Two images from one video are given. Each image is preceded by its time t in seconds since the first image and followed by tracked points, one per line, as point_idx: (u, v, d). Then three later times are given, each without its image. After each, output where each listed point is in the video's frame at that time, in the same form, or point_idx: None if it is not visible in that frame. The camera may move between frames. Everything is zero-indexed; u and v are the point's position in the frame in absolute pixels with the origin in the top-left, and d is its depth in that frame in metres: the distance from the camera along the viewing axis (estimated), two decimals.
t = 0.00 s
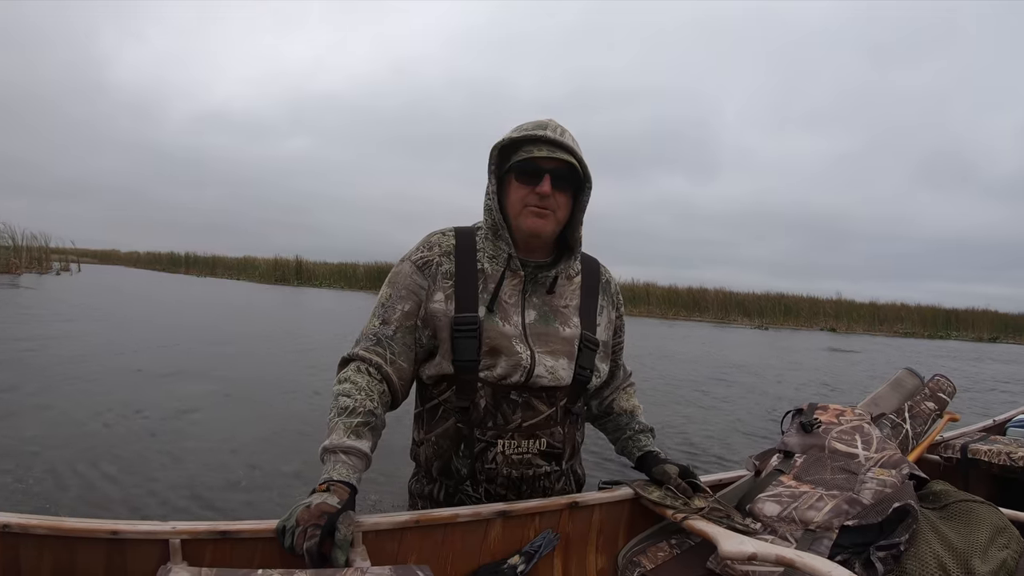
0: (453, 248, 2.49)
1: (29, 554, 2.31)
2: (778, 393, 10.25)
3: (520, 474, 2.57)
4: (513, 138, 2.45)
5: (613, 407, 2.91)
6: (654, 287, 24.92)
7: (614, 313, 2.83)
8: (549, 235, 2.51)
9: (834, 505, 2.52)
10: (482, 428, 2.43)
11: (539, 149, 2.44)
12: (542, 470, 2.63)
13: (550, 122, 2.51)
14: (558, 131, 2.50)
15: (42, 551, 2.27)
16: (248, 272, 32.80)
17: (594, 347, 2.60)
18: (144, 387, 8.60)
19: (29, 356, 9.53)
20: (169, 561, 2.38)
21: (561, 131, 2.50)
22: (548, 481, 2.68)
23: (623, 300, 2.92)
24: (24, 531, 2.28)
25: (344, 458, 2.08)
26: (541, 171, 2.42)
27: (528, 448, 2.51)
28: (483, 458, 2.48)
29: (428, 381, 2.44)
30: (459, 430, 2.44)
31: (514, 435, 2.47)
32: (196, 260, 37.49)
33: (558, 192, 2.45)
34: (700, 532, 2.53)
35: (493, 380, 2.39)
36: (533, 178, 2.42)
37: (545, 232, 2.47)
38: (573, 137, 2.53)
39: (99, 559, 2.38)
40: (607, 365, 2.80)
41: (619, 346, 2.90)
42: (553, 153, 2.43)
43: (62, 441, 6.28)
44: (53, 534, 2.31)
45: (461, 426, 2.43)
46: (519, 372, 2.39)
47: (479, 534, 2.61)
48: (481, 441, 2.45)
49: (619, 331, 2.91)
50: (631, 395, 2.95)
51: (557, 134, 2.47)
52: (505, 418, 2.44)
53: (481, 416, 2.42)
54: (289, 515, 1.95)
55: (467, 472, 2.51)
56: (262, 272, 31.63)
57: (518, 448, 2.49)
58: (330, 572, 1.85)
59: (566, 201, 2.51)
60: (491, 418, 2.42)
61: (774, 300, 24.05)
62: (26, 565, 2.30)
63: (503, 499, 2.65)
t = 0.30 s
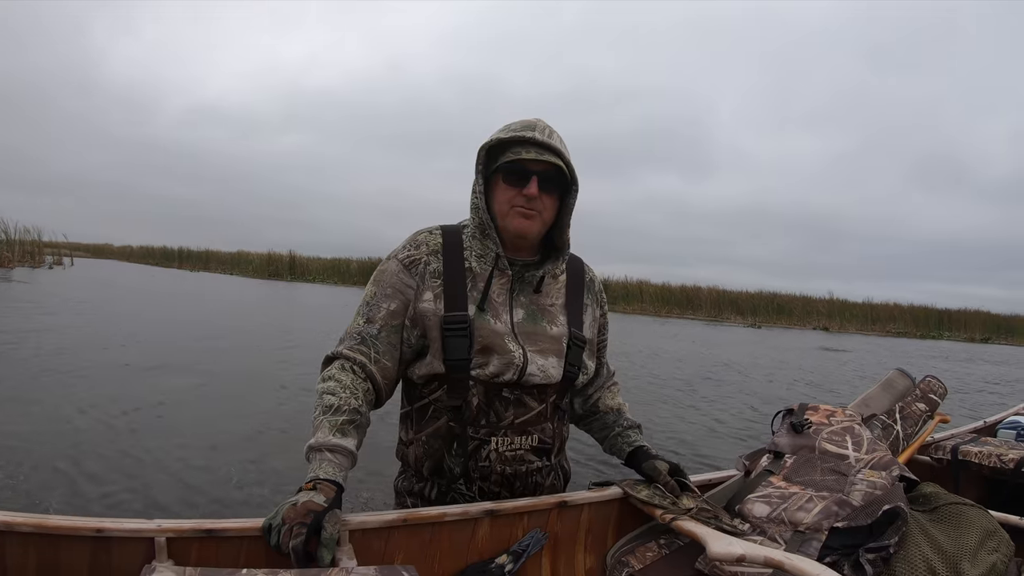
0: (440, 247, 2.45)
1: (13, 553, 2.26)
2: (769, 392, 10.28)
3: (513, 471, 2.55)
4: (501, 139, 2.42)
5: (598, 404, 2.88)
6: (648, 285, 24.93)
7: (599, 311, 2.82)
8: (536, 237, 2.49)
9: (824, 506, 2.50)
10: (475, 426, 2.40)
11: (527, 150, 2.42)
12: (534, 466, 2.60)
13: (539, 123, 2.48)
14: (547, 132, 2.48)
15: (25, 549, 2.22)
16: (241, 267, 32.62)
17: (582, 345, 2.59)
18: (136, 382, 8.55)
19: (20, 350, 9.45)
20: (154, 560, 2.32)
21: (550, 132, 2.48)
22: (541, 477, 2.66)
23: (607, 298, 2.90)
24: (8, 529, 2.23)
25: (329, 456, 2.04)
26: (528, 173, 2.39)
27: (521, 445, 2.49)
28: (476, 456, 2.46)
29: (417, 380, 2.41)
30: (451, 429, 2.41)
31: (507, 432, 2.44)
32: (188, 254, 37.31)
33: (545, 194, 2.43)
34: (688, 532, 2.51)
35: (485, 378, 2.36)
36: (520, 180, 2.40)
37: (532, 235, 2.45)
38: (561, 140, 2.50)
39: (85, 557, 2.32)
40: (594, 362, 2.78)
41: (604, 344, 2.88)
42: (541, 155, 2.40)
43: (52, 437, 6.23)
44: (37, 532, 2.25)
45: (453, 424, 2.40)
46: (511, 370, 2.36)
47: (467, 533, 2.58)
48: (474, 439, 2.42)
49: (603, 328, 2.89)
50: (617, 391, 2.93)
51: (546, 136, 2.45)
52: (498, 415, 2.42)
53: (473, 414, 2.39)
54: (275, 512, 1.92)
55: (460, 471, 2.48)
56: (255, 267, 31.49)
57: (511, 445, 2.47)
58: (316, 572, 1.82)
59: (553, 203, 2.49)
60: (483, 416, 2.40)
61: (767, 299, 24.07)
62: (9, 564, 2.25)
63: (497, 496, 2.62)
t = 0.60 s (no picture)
0: (423, 249, 2.44)
1: (9, 558, 2.26)
2: (763, 392, 10.33)
3: (509, 469, 2.55)
4: (481, 136, 2.43)
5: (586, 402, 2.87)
6: (643, 283, 24.98)
7: (581, 309, 2.85)
8: (516, 232, 2.48)
9: (813, 511, 2.51)
10: (469, 425, 2.40)
11: (506, 147, 2.43)
12: (528, 463, 2.60)
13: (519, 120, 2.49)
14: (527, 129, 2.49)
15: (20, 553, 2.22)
16: (236, 264, 32.55)
17: (568, 340, 2.62)
18: (132, 380, 8.55)
19: (15, 347, 9.45)
20: (149, 563, 2.31)
21: (529, 129, 2.49)
22: (534, 475, 2.66)
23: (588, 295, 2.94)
24: (4, 533, 2.23)
25: (320, 460, 2.04)
26: (507, 168, 2.39)
27: (515, 442, 2.51)
28: (471, 455, 2.46)
29: (407, 381, 2.39)
30: (445, 429, 2.40)
31: (501, 429, 2.46)
32: (184, 250, 37.25)
33: (524, 189, 2.43)
34: (678, 537, 2.51)
35: (478, 376, 2.37)
36: (499, 176, 2.40)
37: (510, 230, 2.45)
38: (542, 137, 2.51)
39: (80, 561, 2.31)
40: (579, 360, 2.80)
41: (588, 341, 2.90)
42: (520, 151, 2.41)
43: (47, 435, 6.23)
44: (33, 535, 2.25)
45: (447, 424, 2.39)
46: (504, 366, 2.38)
47: (459, 537, 2.58)
48: (469, 438, 2.42)
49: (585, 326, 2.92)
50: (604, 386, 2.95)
51: (525, 132, 2.46)
52: (492, 413, 2.43)
53: (468, 413, 2.39)
54: (268, 516, 1.91)
55: (455, 471, 2.48)
56: (250, 263, 31.46)
57: (505, 442, 2.49)
58: None
59: (533, 198, 2.49)
60: (477, 414, 2.40)
61: (762, 299, 24.12)
62: (5, 567, 2.25)
63: (493, 496, 2.62)
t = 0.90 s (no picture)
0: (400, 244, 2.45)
1: None
2: (756, 392, 10.33)
3: (480, 467, 2.54)
4: (454, 129, 2.42)
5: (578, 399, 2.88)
6: (638, 283, 25.00)
7: (564, 304, 2.82)
8: (492, 226, 2.48)
9: (802, 508, 2.51)
10: (441, 421, 2.41)
11: (479, 139, 2.42)
12: (501, 462, 2.59)
13: (493, 113, 2.49)
14: (501, 121, 2.48)
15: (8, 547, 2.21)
16: (231, 262, 32.53)
17: (546, 338, 2.60)
18: (126, 378, 8.55)
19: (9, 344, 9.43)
20: (138, 557, 2.30)
21: (504, 121, 2.48)
22: (507, 474, 2.65)
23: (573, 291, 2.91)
24: None
25: (306, 455, 2.04)
26: (481, 161, 2.39)
27: (487, 441, 2.50)
28: (442, 452, 2.46)
29: (381, 377, 2.40)
30: (416, 425, 2.41)
31: (472, 427, 2.46)
32: (179, 249, 37.25)
33: (499, 181, 2.43)
34: (667, 533, 2.51)
35: (450, 373, 2.38)
36: (473, 169, 2.40)
37: (487, 225, 2.45)
38: (516, 128, 2.50)
39: (70, 554, 2.30)
40: (562, 356, 2.79)
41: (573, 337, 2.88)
42: (494, 143, 2.40)
43: (40, 433, 6.22)
44: (23, 528, 2.25)
45: (419, 420, 2.40)
46: (476, 364, 2.39)
47: (448, 533, 2.59)
48: (439, 435, 2.42)
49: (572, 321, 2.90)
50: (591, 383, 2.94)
51: (499, 124, 2.45)
52: (464, 411, 2.43)
53: (439, 410, 2.39)
54: (257, 511, 1.90)
55: (426, 467, 2.48)
56: (245, 261, 31.44)
57: (477, 440, 2.48)
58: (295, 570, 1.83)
59: (509, 191, 2.48)
60: (449, 411, 2.40)
61: (756, 299, 24.15)
62: None
63: (463, 494, 2.60)
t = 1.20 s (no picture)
0: (371, 244, 2.43)
1: None
2: (753, 391, 10.33)
3: (449, 467, 2.47)
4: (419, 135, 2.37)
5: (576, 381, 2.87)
6: (635, 283, 25.00)
7: (543, 298, 2.78)
8: (459, 232, 2.47)
9: (800, 507, 2.49)
10: (409, 420, 2.37)
11: (444, 147, 2.36)
12: (473, 463, 2.52)
13: (461, 116, 2.41)
14: (468, 125, 2.41)
15: None
16: (227, 262, 32.46)
17: (520, 334, 2.54)
18: (121, 378, 8.50)
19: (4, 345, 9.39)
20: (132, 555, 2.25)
21: (471, 125, 2.41)
22: (479, 474, 2.58)
23: (552, 284, 2.87)
24: None
25: (294, 450, 2.01)
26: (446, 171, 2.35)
27: (456, 440, 2.44)
28: (411, 451, 2.41)
29: (353, 376, 2.37)
30: (386, 423, 2.38)
31: (441, 426, 2.40)
32: (175, 249, 37.16)
33: (466, 190, 2.39)
34: (665, 531, 2.48)
35: (418, 372, 2.33)
36: (439, 177, 2.36)
37: (454, 229, 2.44)
38: (484, 132, 2.43)
39: (63, 551, 2.27)
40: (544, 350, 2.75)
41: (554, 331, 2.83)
42: (458, 152, 2.35)
43: (35, 434, 6.18)
44: (14, 525, 2.21)
45: (388, 419, 2.38)
46: (443, 362, 2.34)
47: (444, 529, 2.56)
48: (408, 434, 2.38)
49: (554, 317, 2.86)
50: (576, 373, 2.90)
51: (466, 130, 2.38)
52: (433, 410, 2.38)
53: (408, 408, 2.36)
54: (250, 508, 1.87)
55: (396, 466, 2.43)
56: (241, 261, 31.37)
57: (446, 440, 2.42)
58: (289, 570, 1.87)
59: (477, 198, 2.44)
60: (417, 410, 2.36)
61: (752, 299, 24.15)
62: None
63: (433, 493, 2.53)
